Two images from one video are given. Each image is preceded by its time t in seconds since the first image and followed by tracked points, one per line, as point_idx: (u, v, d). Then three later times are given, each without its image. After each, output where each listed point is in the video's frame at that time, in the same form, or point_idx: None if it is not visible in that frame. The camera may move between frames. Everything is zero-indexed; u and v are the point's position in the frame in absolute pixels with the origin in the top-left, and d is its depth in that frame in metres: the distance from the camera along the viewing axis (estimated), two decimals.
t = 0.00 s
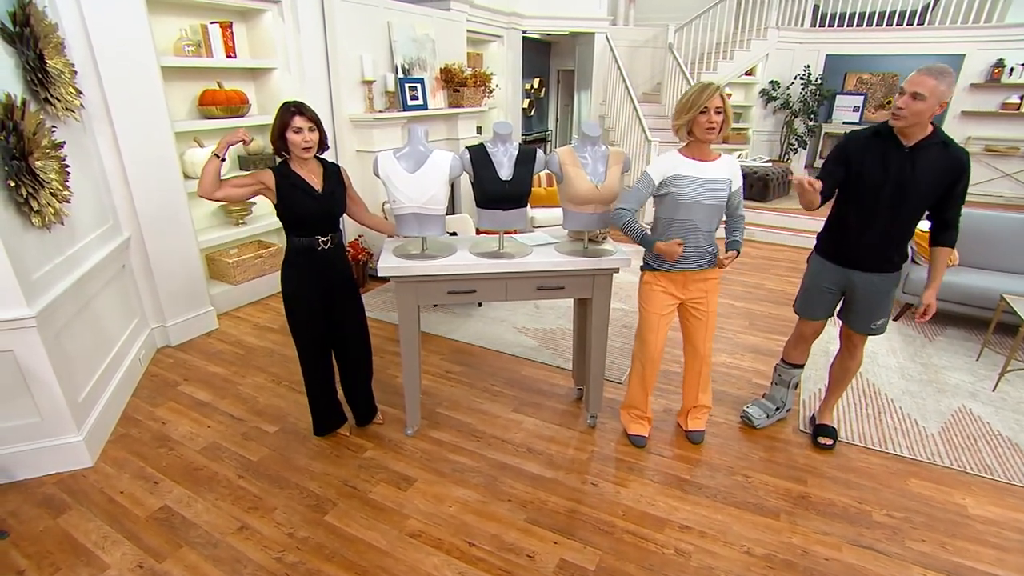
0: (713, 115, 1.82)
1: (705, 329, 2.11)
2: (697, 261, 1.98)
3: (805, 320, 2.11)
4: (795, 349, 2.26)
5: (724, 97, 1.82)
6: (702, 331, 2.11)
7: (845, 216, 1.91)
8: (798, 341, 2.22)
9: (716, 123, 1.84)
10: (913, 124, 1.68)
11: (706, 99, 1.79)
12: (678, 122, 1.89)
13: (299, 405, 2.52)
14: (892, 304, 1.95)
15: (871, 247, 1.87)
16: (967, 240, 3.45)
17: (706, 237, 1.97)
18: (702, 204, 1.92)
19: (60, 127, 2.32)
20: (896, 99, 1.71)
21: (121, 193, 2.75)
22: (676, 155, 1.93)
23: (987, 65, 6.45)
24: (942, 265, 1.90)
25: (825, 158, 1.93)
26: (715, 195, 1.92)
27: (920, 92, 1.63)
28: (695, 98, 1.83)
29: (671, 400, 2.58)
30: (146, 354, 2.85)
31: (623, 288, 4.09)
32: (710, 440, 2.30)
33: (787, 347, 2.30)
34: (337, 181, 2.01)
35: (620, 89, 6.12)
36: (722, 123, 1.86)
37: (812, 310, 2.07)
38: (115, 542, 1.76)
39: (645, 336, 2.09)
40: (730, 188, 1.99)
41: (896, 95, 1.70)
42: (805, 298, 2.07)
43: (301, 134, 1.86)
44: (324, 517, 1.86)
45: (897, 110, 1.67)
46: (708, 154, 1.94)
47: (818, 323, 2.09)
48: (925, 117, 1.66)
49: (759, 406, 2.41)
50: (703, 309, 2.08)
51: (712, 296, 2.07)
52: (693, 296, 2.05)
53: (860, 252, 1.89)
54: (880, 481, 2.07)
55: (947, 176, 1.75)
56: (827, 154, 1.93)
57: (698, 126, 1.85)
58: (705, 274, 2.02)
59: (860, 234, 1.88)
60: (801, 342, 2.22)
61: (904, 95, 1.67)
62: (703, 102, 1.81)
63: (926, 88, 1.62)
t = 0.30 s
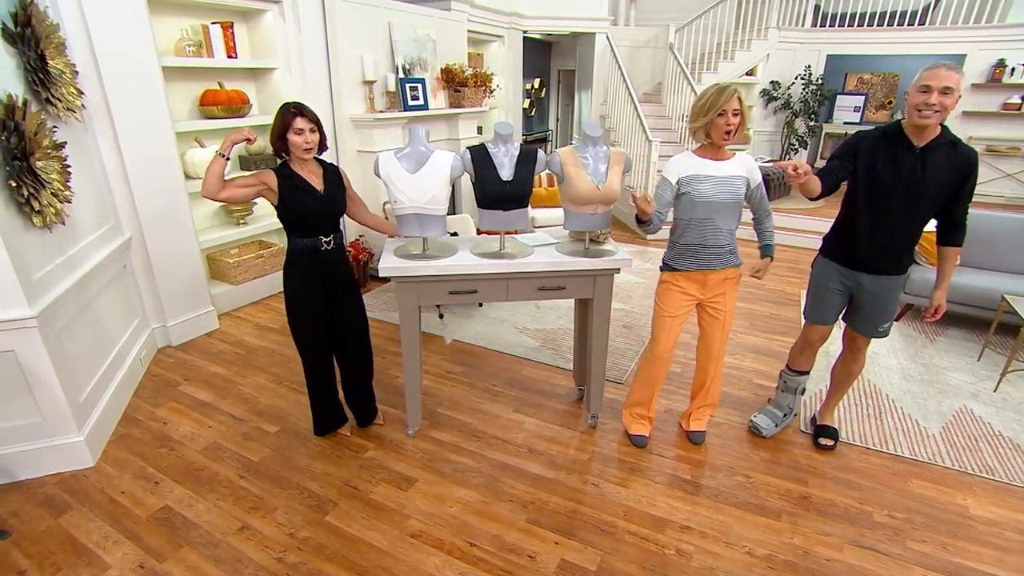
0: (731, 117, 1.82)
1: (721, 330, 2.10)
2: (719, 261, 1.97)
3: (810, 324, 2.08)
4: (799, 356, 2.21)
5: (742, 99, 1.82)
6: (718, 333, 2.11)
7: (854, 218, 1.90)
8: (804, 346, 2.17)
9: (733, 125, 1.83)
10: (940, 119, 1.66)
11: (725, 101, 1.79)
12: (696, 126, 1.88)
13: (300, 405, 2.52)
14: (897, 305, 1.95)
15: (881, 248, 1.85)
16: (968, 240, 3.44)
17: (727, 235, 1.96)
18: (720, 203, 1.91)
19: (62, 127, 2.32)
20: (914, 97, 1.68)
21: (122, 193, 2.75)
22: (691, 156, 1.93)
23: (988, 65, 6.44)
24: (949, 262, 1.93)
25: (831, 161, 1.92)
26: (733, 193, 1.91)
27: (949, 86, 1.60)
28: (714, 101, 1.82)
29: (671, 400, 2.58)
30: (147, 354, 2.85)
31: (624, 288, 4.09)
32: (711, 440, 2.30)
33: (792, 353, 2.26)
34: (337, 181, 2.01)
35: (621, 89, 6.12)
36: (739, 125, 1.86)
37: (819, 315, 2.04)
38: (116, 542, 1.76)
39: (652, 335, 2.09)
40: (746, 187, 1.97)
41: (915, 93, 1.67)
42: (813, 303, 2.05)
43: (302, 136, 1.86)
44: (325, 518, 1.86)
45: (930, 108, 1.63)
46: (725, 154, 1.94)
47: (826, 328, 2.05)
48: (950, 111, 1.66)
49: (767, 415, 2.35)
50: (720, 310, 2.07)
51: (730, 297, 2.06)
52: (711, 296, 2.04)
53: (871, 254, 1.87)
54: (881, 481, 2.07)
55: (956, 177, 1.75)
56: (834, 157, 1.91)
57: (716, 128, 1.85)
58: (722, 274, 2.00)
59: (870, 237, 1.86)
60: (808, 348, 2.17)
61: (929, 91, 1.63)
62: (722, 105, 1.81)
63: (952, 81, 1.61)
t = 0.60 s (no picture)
0: (741, 119, 1.82)
1: (729, 331, 2.10)
2: (727, 260, 1.98)
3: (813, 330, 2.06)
4: (803, 364, 2.15)
5: (752, 102, 1.82)
6: (725, 333, 2.10)
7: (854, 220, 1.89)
8: (808, 351, 2.11)
9: (743, 128, 1.83)
10: (934, 119, 1.64)
11: (735, 103, 1.80)
12: (706, 128, 1.88)
13: (300, 405, 2.52)
14: (897, 307, 1.95)
15: (881, 251, 1.85)
16: (969, 241, 3.44)
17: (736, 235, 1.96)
18: (729, 203, 1.90)
19: (63, 127, 2.32)
20: (907, 97, 1.68)
21: (123, 193, 2.76)
22: (701, 154, 1.93)
23: (989, 65, 6.44)
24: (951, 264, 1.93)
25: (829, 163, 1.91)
26: (744, 195, 1.90)
27: (941, 84, 1.60)
28: (724, 104, 1.82)
29: (672, 401, 2.58)
30: (148, 354, 2.86)
31: (624, 287, 4.09)
32: (712, 440, 2.30)
33: (794, 361, 2.19)
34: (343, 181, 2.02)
35: (622, 89, 6.12)
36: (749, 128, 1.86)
37: (822, 320, 2.02)
38: (117, 542, 1.76)
39: (656, 338, 2.08)
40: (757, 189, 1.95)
41: (908, 92, 1.67)
42: (815, 308, 2.03)
43: (317, 133, 1.86)
44: (326, 518, 1.86)
45: (922, 104, 1.62)
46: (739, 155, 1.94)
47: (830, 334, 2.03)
48: (944, 111, 1.64)
49: (774, 434, 2.19)
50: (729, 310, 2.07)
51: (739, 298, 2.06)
52: (719, 296, 2.05)
53: (871, 257, 1.87)
54: (883, 481, 2.07)
55: (955, 176, 1.74)
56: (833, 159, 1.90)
57: (727, 131, 1.85)
58: (731, 272, 2.01)
59: (870, 239, 1.85)
60: (813, 355, 2.11)
61: (921, 90, 1.63)
62: (732, 107, 1.81)
63: (945, 80, 1.60)
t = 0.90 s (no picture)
0: (725, 129, 1.80)
1: (721, 332, 2.07)
2: (711, 275, 1.96)
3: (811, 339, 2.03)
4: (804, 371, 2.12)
5: (737, 112, 1.80)
6: (720, 335, 2.08)
7: (843, 224, 1.87)
8: (807, 360, 2.09)
9: (728, 138, 1.81)
10: (916, 114, 1.65)
11: (718, 112, 1.79)
12: (690, 140, 1.87)
13: (301, 405, 2.52)
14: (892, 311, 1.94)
15: (873, 254, 1.83)
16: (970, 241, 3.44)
17: (721, 251, 1.93)
18: (714, 221, 1.87)
19: (64, 127, 2.33)
20: (887, 94, 1.69)
21: (124, 193, 2.76)
22: (689, 169, 1.91)
23: (989, 65, 6.43)
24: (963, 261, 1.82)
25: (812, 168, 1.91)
26: (731, 213, 1.87)
27: (921, 79, 1.61)
28: (706, 114, 1.82)
29: (673, 401, 2.58)
30: (149, 354, 2.86)
31: (625, 288, 4.09)
32: (714, 441, 2.30)
33: (794, 369, 2.17)
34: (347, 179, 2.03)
35: (623, 89, 6.12)
36: (739, 140, 1.82)
37: (818, 328, 2.01)
38: (118, 541, 1.76)
39: (642, 340, 2.01)
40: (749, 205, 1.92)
41: (888, 89, 1.68)
42: (811, 317, 2.02)
43: (326, 133, 1.84)
44: (327, 517, 1.86)
45: (904, 99, 1.62)
46: (732, 169, 1.91)
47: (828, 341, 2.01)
48: (926, 106, 1.64)
49: (774, 439, 2.19)
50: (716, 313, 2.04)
51: (729, 301, 2.04)
52: (708, 300, 2.02)
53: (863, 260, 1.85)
54: (884, 482, 2.07)
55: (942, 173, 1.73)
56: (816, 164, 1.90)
57: (709, 141, 1.83)
58: (721, 282, 2.00)
59: (862, 242, 1.84)
60: (812, 363, 2.09)
61: (902, 86, 1.63)
62: (714, 116, 1.80)
63: (924, 75, 1.61)
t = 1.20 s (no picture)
0: (695, 144, 1.78)
1: (713, 344, 2.06)
2: (694, 291, 1.96)
3: (805, 341, 2.04)
4: (802, 373, 2.11)
5: (707, 126, 1.78)
6: (713, 348, 2.06)
7: (835, 226, 1.86)
8: (804, 362, 2.08)
9: (699, 154, 1.78)
10: (898, 116, 1.62)
11: (688, 128, 1.78)
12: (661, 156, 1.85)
13: (303, 405, 2.52)
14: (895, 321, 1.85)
15: (863, 256, 1.80)
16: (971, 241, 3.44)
17: (701, 268, 1.92)
18: (687, 241, 1.87)
19: (66, 127, 2.33)
20: (870, 95, 1.65)
21: (126, 194, 2.76)
22: (659, 188, 1.90)
23: (991, 65, 6.43)
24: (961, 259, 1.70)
25: (803, 170, 1.92)
26: (706, 233, 1.86)
27: (903, 79, 1.58)
28: (676, 129, 1.82)
29: (676, 401, 2.58)
30: (150, 353, 2.86)
31: (626, 288, 4.09)
32: (715, 441, 2.29)
33: (793, 370, 2.15)
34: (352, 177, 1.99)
35: (624, 89, 6.12)
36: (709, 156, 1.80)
37: (814, 332, 2.00)
38: (119, 541, 1.76)
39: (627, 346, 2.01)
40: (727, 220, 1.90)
41: (870, 90, 1.64)
42: (805, 321, 2.02)
43: (336, 131, 1.79)
44: (329, 518, 1.86)
45: (886, 101, 1.59)
46: (706, 187, 1.88)
47: (823, 344, 2.02)
48: (909, 108, 1.61)
49: (775, 439, 2.19)
50: (707, 323, 2.03)
51: (719, 314, 2.03)
52: (698, 310, 2.01)
53: (853, 262, 1.83)
54: (886, 482, 2.07)
55: (936, 172, 1.65)
56: (806, 166, 1.91)
57: (680, 157, 1.81)
58: (706, 295, 1.99)
59: (851, 243, 1.82)
60: (811, 364, 2.08)
61: (884, 86, 1.60)
62: (683, 132, 1.79)
63: (906, 76, 1.58)
